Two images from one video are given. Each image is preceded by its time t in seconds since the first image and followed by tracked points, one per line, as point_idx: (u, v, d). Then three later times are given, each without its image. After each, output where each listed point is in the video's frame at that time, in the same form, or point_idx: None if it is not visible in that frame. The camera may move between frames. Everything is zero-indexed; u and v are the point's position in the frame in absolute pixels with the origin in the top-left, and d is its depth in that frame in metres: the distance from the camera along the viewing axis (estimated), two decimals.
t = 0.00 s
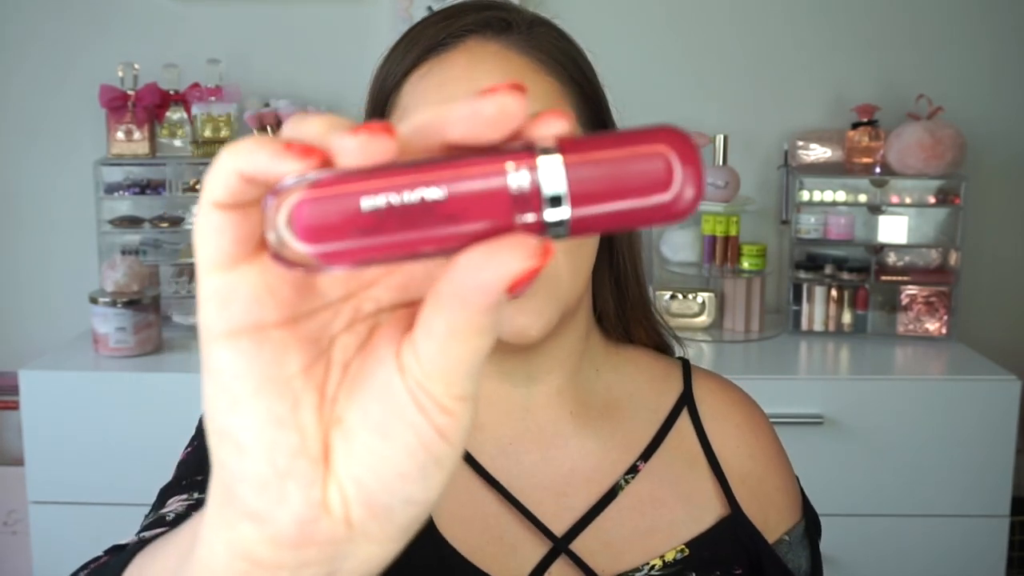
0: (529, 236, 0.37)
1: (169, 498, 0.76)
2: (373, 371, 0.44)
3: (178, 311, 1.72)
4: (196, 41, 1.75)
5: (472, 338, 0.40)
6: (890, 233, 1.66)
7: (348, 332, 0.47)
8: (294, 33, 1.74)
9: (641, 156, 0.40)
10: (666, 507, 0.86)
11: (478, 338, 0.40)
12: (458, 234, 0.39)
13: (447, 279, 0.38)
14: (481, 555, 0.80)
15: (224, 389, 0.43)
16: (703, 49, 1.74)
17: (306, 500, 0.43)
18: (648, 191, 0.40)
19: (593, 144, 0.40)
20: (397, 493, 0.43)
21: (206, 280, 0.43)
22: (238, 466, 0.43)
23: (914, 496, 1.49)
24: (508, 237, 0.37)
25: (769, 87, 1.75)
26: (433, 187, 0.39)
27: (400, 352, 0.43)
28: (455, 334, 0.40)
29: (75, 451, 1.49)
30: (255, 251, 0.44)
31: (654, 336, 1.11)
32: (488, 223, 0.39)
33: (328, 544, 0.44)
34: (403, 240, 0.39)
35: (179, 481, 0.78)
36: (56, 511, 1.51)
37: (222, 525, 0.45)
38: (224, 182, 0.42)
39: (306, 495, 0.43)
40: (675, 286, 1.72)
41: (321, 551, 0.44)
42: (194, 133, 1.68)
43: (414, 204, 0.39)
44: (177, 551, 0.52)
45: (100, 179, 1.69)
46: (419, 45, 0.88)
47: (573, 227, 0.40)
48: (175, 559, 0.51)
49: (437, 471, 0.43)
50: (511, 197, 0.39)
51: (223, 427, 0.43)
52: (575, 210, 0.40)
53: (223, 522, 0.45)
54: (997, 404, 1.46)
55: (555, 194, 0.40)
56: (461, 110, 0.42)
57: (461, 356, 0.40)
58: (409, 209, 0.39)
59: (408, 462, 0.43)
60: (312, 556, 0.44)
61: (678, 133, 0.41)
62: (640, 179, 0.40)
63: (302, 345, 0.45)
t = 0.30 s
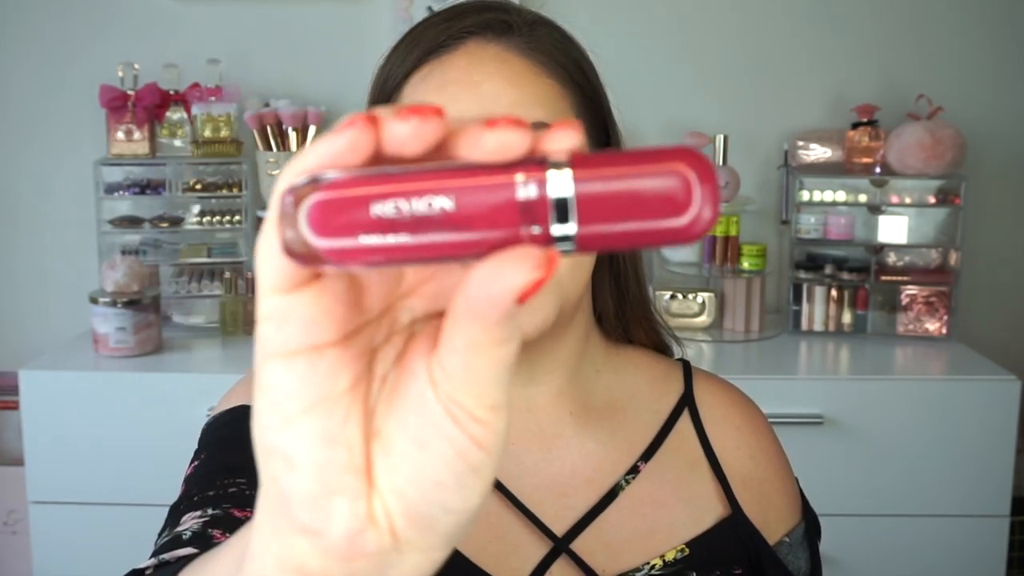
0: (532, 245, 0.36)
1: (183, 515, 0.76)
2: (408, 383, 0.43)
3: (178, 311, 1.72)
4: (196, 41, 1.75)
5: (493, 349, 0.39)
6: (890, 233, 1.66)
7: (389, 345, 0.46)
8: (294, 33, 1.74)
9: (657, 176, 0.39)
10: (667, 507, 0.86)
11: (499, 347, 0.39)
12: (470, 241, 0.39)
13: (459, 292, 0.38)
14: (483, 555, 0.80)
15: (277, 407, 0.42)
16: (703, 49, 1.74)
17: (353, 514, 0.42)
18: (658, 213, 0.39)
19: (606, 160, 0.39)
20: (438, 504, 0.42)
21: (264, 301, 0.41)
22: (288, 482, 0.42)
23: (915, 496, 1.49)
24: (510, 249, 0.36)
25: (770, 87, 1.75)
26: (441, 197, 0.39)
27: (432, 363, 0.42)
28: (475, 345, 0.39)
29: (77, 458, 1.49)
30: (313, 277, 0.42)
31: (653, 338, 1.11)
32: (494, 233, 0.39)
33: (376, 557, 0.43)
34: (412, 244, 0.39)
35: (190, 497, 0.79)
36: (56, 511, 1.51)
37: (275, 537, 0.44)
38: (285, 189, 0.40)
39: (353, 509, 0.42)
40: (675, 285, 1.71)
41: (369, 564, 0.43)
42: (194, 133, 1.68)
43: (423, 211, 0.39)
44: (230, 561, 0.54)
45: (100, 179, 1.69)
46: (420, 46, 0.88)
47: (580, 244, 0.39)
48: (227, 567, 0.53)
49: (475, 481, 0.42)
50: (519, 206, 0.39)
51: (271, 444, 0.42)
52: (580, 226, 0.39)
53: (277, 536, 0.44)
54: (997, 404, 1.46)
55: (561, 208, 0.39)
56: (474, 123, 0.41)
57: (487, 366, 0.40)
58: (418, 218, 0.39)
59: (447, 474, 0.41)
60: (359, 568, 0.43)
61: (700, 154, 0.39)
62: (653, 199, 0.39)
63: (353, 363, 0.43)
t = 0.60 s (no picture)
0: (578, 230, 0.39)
1: (188, 515, 0.76)
2: (438, 378, 0.44)
3: (178, 311, 1.70)
4: (196, 40, 1.74)
5: (529, 333, 0.41)
6: (891, 233, 1.66)
7: (418, 339, 0.48)
8: (294, 33, 1.74)
9: (681, 136, 0.44)
10: (670, 509, 0.86)
11: (533, 331, 0.41)
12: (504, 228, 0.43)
13: (499, 276, 0.40)
14: (490, 557, 0.79)
15: (311, 404, 0.43)
16: (704, 48, 1.74)
17: (385, 508, 0.44)
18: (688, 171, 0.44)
19: (633, 132, 0.44)
20: (469, 498, 0.44)
21: (300, 301, 0.43)
22: (322, 478, 0.43)
23: (916, 496, 1.49)
24: (551, 235, 0.39)
25: (771, 86, 1.74)
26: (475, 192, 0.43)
27: (464, 358, 0.43)
28: (512, 329, 0.41)
29: (80, 461, 1.49)
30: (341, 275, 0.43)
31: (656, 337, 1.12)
32: (535, 211, 0.43)
33: (407, 552, 0.44)
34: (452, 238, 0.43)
35: (194, 497, 0.79)
36: (56, 512, 1.50)
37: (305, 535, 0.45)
38: (321, 199, 0.43)
39: (385, 505, 0.44)
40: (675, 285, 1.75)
41: (399, 559, 0.44)
42: (194, 133, 1.68)
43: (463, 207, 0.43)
44: (249, 562, 0.53)
45: (100, 179, 1.70)
46: (423, 45, 0.88)
47: (619, 214, 0.44)
48: (249, 561, 0.53)
49: (507, 473, 0.44)
50: (555, 181, 0.43)
51: (305, 441, 0.43)
52: (618, 193, 0.43)
53: (306, 534, 0.45)
54: (997, 404, 1.45)
55: (596, 179, 0.43)
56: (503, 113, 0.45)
57: (523, 350, 0.41)
58: (459, 218, 0.43)
59: (479, 466, 0.43)
60: (389, 564, 0.45)
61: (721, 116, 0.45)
62: (682, 158, 0.44)
63: (386, 358, 0.45)
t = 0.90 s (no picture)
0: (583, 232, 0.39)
1: (186, 515, 0.75)
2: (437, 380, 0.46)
3: (178, 311, 1.66)
4: (195, 39, 1.73)
5: (527, 335, 0.41)
6: (893, 233, 1.64)
7: (415, 340, 0.50)
8: (293, 32, 1.73)
9: (677, 124, 0.44)
10: (671, 511, 0.85)
11: (533, 333, 0.41)
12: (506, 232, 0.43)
13: (500, 279, 0.40)
14: (492, 561, 0.77)
15: (309, 407, 0.45)
16: (705, 48, 1.73)
17: (383, 510, 0.46)
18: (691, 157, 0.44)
19: (628, 128, 0.44)
20: (465, 499, 0.46)
21: (295, 309, 0.44)
22: (321, 481, 0.45)
23: (918, 497, 1.48)
24: (555, 237, 0.39)
25: (772, 86, 1.74)
26: (476, 197, 0.43)
27: (462, 361, 0.45)
28: (511, 330, 0.41)
29: (82, 466, 1.48)
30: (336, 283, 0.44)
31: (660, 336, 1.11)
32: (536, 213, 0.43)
33: (405, 553, 0.47)
34: (454, 246, 0.43)
35: (192, 499, 0.77)
36: (54, 514, 1.49)
37: (304, 538, 0.47)
38: (317, 214, 0.42)
39: (384, 506, 0.46)
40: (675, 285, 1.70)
41: (398, 560, 0.47)
42: (191, 131, 1.65)
43: (462, 212, 0.43)
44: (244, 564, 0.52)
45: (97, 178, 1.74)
46: (424, 44, 0.87)
47: (621, 209, 0.44)
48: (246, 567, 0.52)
49: (504, 473, 0.45)
50: (556, 183, 0.43)
51: (305, 444, 0.45)
52: (619, 188, 0.43)
53: (303, 538, 0.47)
54: (1002, 406, 1.44)
55: (599, 177, 0.43)
56: (499, 116, 0.44)
57: (523, 351, 0.42)
58: (462, 226, 0.43)
59: (475, 467, 0.45)
60: (388, 565, 0.47)
61: (714, 102, 0.45)
62: (681, 146, 0.44)
63: (381, 361, 0.47)
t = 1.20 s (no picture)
0: (577, 251, 0.39)
1: (183, 514, 0.75)
2: (431, 381, 0.48)
3: (178, 310, 1.67)
4: (195, 39, 1.73)
5: (520, 348, 0.42)
6: (894, 232, 1.64)
7: (411, 338, 0.53)
8: (293, 31, 1.73)
9: (681, 147, 0.43)
10: (672, 512, 0.84)
11: (527, 346, 0.42)
12: (503, 249, 0.43)
13: (496, 290, 0.40)
14: (490, 561, 0.77)
15: (304, 401, 0.48)
16: (706, 48, 1.73)
17: (376, 505, 0.48)
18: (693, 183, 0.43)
19: (629, 144, 0.44)
20: (457, 498, 0.48)
21: (293, 308, 0.47)
22: (315, 474, 0.48)
23: (919, 497, 1.48)
24: (550, 254, 0.39)
25: (771, 87, 1.74)
26: (474, 210, 0.43)
27: (456, 363, 0.47)
28: (505, 343, 0.42)
29: (82, 466, 1.48)
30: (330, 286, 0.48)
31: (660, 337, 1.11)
32: (534, 234, 0.43)
33: (397, 548, 0.48)
34: (451, 264, 0.43)
35: (189, 498, 0.77)
36: (55, 513, 1.49)
37: (298, 531, 0.49)
38: (315, 217, 0.44)
39: (376, 500, 0.48)
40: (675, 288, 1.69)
41: (391, 555, 0.49)
42: (191, 132, 1.64)
43: (458, 230, 0.43)
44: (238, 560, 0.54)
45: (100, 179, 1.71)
46: (424, 44, 0.86)
47: (620, 231, 0.44)
48: (241, 560, 0.54)
49: (496, 475, 0.47)
50: (552, 203, 0.43)
51: (301, 437, 0.48)
52: (618, 215, 0.43)
53: (297, 531, 0.49)
54: (1002, 406, 1.44)
55: (597, 202, 0.43)
56: (495, 127, 0.45)
57: (516, 363, 0.43)
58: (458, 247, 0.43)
59: (465, 468, 0.47)
60: (381, 560, 0.49)
61: (722, 124, 0.44)
62: (683, 170, 0.43)
63: (375, 359, 0.50)
